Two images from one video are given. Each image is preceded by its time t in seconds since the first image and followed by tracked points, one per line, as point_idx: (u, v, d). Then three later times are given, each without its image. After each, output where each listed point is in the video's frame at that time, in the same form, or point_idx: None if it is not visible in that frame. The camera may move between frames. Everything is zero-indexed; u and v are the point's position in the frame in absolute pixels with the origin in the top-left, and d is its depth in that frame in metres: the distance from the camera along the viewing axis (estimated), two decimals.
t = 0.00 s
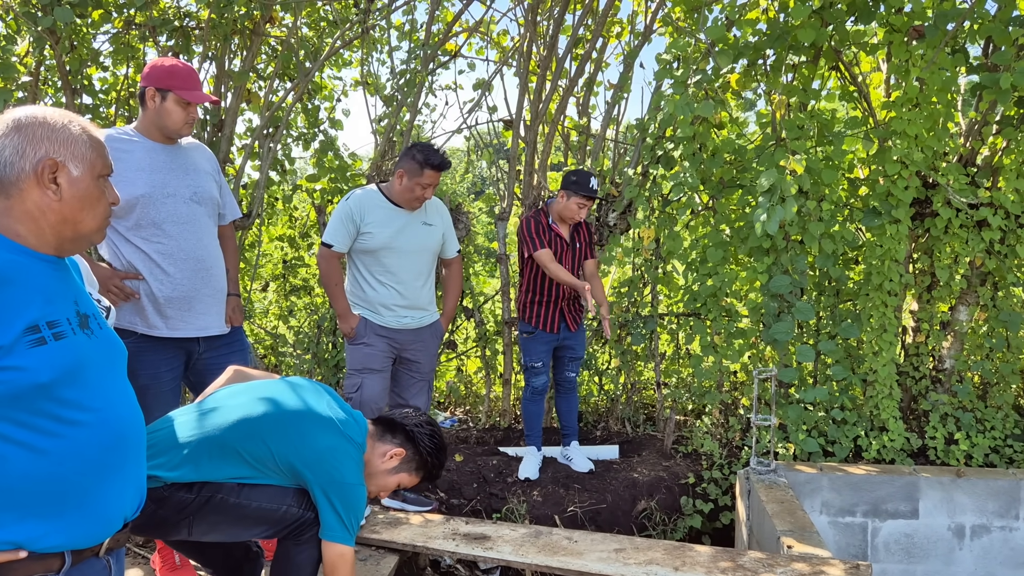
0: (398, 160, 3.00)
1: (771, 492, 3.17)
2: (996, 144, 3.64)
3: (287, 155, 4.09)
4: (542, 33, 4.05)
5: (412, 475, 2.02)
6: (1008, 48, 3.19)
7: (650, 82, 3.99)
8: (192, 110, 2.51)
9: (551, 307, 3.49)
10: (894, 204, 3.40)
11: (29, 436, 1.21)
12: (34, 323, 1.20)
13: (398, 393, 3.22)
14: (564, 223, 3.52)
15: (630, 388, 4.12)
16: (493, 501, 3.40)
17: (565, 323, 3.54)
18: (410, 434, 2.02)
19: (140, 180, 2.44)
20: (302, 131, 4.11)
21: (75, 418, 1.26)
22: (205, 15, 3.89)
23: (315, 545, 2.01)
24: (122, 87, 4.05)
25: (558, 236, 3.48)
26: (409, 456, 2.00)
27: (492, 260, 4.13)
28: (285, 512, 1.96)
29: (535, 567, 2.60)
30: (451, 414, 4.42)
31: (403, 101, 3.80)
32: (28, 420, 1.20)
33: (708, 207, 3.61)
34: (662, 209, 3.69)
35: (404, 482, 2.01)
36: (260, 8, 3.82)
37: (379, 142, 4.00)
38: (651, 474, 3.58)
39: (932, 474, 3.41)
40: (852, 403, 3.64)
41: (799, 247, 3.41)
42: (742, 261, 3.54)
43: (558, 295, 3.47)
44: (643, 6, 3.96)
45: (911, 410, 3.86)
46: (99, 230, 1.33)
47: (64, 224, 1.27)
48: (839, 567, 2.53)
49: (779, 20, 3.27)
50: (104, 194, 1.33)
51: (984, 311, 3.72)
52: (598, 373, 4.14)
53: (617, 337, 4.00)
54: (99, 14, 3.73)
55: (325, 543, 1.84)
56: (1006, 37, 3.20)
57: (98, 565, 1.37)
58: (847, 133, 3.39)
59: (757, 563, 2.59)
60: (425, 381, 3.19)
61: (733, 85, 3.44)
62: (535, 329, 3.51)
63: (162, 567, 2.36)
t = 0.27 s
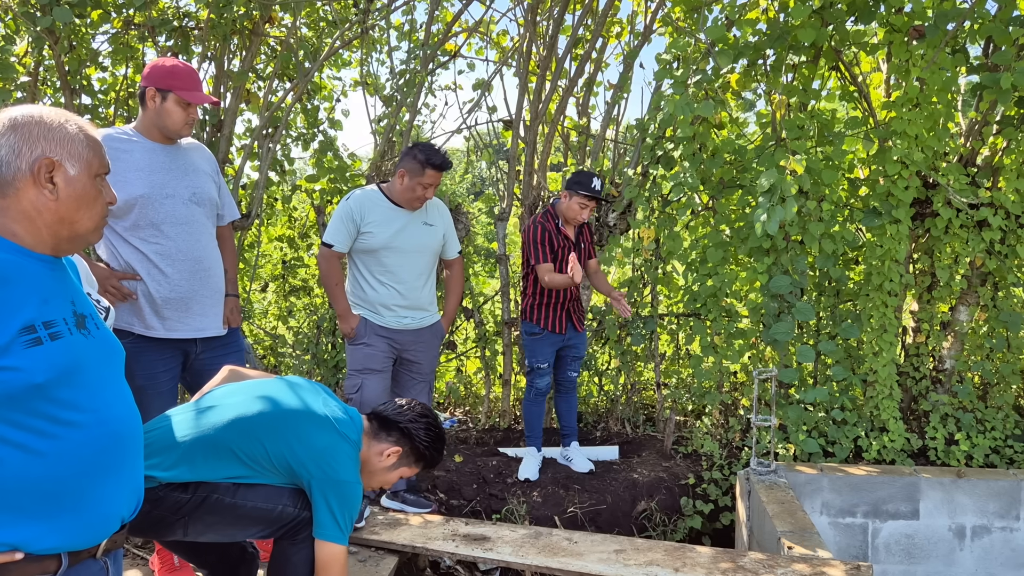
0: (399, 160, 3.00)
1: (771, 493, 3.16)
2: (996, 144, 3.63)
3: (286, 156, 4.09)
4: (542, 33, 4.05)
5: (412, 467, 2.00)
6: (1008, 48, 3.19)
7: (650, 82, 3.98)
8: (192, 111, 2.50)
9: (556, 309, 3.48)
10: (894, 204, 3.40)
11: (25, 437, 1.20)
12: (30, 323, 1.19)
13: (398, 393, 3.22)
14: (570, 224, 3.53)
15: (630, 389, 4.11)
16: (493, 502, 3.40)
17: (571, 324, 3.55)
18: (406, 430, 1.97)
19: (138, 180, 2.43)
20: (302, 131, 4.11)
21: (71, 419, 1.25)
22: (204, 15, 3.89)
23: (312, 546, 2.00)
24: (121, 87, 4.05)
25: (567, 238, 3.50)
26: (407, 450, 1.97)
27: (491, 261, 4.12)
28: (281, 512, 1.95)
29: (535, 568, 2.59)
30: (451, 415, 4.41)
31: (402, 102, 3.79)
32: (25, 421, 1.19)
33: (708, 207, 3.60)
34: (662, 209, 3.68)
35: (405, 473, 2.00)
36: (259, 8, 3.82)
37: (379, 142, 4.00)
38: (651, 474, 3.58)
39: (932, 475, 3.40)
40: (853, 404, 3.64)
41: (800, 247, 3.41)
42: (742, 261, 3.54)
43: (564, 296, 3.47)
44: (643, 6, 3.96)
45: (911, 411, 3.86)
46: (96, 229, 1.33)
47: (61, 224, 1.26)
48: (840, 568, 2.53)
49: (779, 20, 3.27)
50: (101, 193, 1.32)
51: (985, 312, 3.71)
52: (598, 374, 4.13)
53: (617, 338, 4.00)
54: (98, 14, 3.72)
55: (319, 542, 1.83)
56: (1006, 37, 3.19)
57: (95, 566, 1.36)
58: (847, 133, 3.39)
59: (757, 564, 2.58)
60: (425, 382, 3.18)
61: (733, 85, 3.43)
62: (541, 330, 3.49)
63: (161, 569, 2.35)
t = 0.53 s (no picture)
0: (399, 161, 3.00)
1: (770, 494, 3.16)
2: (995, 145, 3.63)
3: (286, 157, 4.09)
4: (542, 34, 4.05)
5: (408, 463, 2.00)
6: (1007, 49, 3.19)
7: (649, 82, 3.98)
8: (191, 112, 2.50)
9: (557, 309, 3.47)
10: (894, 205, 3.40)
11: (23, 438, 1.20)
12: (28, 324, 1.19)
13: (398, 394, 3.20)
14: (568, 225, 3.51)
15: (630, 390, 4.11)
16: (492, 503, 3.40)
17: (571, 325, 3.52)
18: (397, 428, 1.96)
19: (137, 181, 2.43)
20: (301, 131, 4.11)
21: (69, 420, 1.25)
22: (203, 15, 3.88)
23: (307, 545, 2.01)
24: (120, 88, 4.05)
25: (564, 238, 3.48)
26: (402, 449, 1.97)
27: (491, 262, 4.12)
28: (275, 512, 1.96)
29: (534, 569, 2.59)
30: (450, 416, 4.41)
31: (402, 102, 3.79)
32: (22, 421, 1.19)
33: (707, 208, 3.60)
34: (662, 210, 3.68)
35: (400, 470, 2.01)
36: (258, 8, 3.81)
37: (378, 143, 3.99)
38: (650, 475, 3.58)
39: (931, 476, 3.40)
40: (852, 404, 3.63)
41: (799, 248, 3.41)
42: (741, 262, 3.54)
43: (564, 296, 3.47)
44: (642, 7, 3.96)
45: (911, 411, 3.85)
46: (94, 230, 1.33)
47: (59, 224, 1.26)
48: (839, 569, 2.53)
49: (778, 20, 3.27)
50: (99, 193, 1.32)
51: (984, 312, 3.71)
52: (598, 375, 4.13)
53: (617, 339, 4.00)
54: (97, 15, 3.72)
55: (313, 542, 1.83)
56: (1005, 38, 3.19)
57: (92, 567, 1.36)
58: (846, 134, 3.38)
59: (756, 565, 2.58)
60: (425, 383, 3.18)
61: (733, 86, 3.44)
62: (541, 330, 3.49)
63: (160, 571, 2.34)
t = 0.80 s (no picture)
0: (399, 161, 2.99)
1: (770, 495, 3.16)
2: (994, 146, 3.63)
3: (286, 158, 4.09)
4: (542, 34, 4.05)
5: (405, 413, 1.96)
6: (1006, 50, 3.20)
7: (649, 83, 3.98)
8: (190, 113, 2.50)
9: (556, 309, 3.47)
10: (893, 206, 3.40)
11: (23, 439, 1.20)
12: (28, 325, 1.19)
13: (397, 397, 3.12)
14: (566, 224, 3.51)
15: (629, 390, 4.11)
16: (491, 504, 3.39)
17: (570, 325, 3.52)
18: (384, 377, 1.92)
19: (136, 182, 2.43)
20: (300, 132, 4.12)
21: (69, 421, 1.24)
22: (203, 16, 3.88)
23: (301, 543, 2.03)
24: (119, 89, 4.05)
25: (561, 238, 3.48)
26: (394, 398, 1.93)
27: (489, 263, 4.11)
28: (270, 507, 2.01)
29: (533, 570, 2.59)
30: (449, 417, 4.40)
31: (401, 103, 3.79)
32: (22, 422, 1.19)
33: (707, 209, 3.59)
34: (661, 210, 3.68)
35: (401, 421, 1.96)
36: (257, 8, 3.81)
37: (378, 143, 3.99)
38: (650, 476, 3.57)
39: (931, 476, 3.40)
40: (851, 405, 3.63)
41: (798, 248, 3.41)
42: (740, 263, 3.54)
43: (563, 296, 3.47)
44: (642, 8, 3.96)
45: (910, 412, 3.85)
46: (94, 230, 1.32)
47: (59, 225, 1.26)
48: (839, 570, 2.53)
49: (777, 21, 3.27)
50: (99, 193, 1.32)
51: (983, 313, 3.71)
52: (598, 375, 4.13)
53: (616, 340, 3.99)
54: (96, 15, 3.72)
55: (299, 500, 1.77)
56: (1005, 39, 3.20)
57: (92, 569, 1.36)
58: (846, 135, 3.38)
59: (756, 565, 2.58)
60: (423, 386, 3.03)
61: (732, 87, 3.45)
62: (540, 330, 3.50)
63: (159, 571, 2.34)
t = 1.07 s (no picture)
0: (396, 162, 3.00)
1: (770, 495, 3.16)
2: (994, 147, 3.63)
3: (285, 159, 4.10)
4: (541, 35, 4.05)
5: (347, 269, 1.77)
6: (1005, 51, 3.20)
7: (648, 83, 3.98)
8: (188, 114, 2.49)
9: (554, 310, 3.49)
10: (893, 206, 3.40)
11: (22, 441, 1.19)
12: (27, 326, 1.19)
13: (393, 398, 3.14)
14: (564, 223, 3.51)
15: (628, 391, 4.11)
16: (491, 505, 3.39)
17: (568, 327, 3.52)
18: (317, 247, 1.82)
19: (135, 184, 2.42)
20: (299, 133, 4.13)
21: (68, 423, 1.24)
22: (202, 17, 3.87)
23: (309, 546, 1.98)
24: (118, 90, 4.05)
25: (559, 237, 3.48)
26: (325, 256, 1.80)
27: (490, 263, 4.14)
28: (281, 505, 1.89)
29: (533, 571, 2.59)
30: (448, 417, 4.40)
31: (400, 104, 3.79)
32: (20, 424, 1.18)
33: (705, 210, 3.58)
34: (661, 211, 3.68)
35: (350, 281, 1.77)
36: (257, 10, 3.81)
37: (377, 144, 3.99)
38: (649, 477, 3.57)
39: (930, 477, 3.40)
40: (851, 406, 3.63)
41: (798, 249, 3.41)
42: (739, 264, 3.54)
43: (562, 297, 3.49)
44: (641, 8, 3.96)
45: (909, 413, 3.85)
46: (93, 231, 1.32)
47: (58, 226, 1.26)
48: (839, 571, 2.52)
49: (776, 22, 3.28)
50: (97, 194, 1.32)
51: (983, 314, 3.71)
52: (597, 376, 4.12)
53: (615, 340, 3.99)
54: (95, 16, 3.71)
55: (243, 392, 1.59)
56: (1004, 40, 3.21)
57: (91, 570, 1.35)
58: (845, 136, 3.39)
59: (756, 566, 2.57)
60: (418, 388, 3.12)
61: (731, 88, 3.45)
62: (539, 331, 3.51)
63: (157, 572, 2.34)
